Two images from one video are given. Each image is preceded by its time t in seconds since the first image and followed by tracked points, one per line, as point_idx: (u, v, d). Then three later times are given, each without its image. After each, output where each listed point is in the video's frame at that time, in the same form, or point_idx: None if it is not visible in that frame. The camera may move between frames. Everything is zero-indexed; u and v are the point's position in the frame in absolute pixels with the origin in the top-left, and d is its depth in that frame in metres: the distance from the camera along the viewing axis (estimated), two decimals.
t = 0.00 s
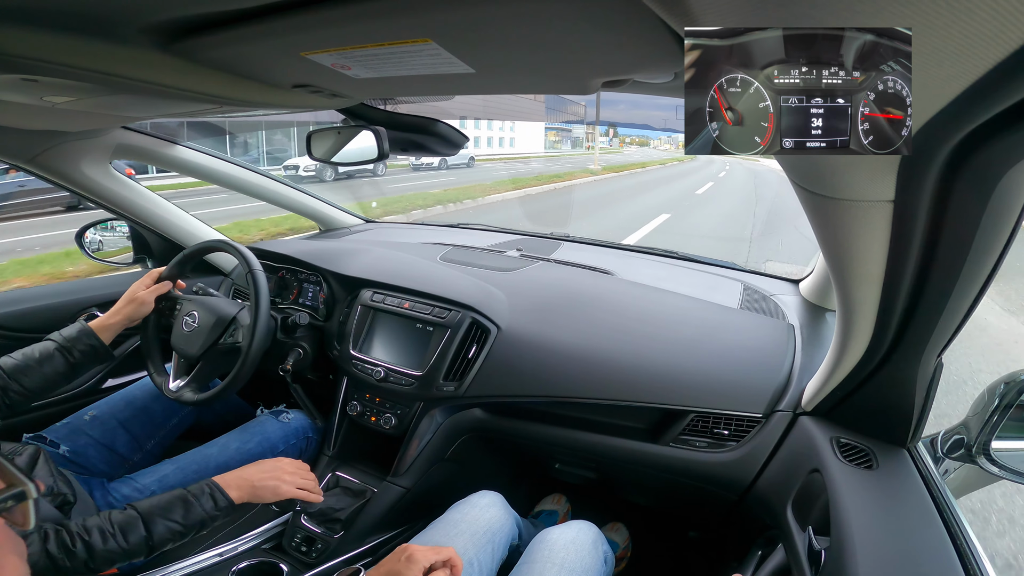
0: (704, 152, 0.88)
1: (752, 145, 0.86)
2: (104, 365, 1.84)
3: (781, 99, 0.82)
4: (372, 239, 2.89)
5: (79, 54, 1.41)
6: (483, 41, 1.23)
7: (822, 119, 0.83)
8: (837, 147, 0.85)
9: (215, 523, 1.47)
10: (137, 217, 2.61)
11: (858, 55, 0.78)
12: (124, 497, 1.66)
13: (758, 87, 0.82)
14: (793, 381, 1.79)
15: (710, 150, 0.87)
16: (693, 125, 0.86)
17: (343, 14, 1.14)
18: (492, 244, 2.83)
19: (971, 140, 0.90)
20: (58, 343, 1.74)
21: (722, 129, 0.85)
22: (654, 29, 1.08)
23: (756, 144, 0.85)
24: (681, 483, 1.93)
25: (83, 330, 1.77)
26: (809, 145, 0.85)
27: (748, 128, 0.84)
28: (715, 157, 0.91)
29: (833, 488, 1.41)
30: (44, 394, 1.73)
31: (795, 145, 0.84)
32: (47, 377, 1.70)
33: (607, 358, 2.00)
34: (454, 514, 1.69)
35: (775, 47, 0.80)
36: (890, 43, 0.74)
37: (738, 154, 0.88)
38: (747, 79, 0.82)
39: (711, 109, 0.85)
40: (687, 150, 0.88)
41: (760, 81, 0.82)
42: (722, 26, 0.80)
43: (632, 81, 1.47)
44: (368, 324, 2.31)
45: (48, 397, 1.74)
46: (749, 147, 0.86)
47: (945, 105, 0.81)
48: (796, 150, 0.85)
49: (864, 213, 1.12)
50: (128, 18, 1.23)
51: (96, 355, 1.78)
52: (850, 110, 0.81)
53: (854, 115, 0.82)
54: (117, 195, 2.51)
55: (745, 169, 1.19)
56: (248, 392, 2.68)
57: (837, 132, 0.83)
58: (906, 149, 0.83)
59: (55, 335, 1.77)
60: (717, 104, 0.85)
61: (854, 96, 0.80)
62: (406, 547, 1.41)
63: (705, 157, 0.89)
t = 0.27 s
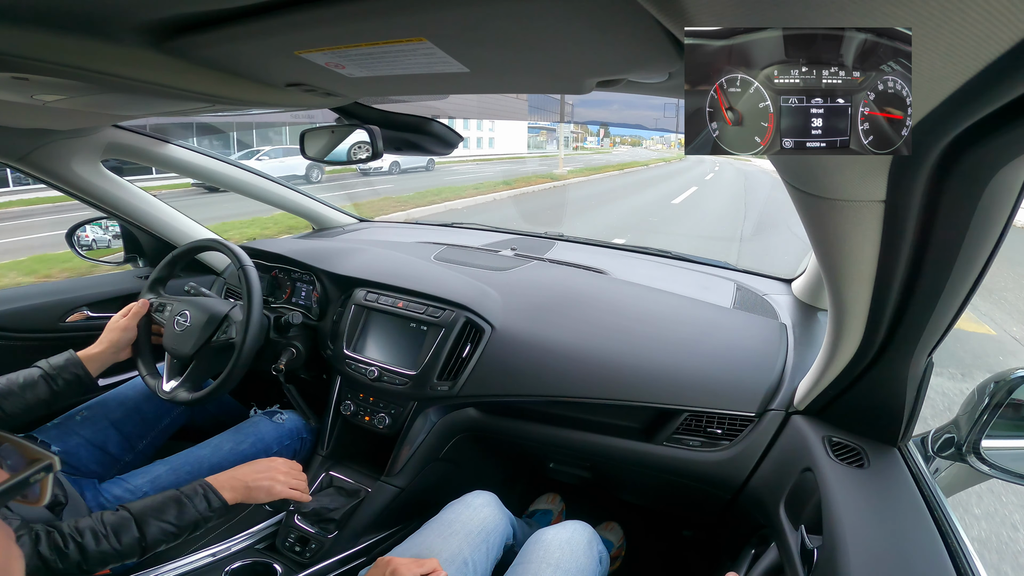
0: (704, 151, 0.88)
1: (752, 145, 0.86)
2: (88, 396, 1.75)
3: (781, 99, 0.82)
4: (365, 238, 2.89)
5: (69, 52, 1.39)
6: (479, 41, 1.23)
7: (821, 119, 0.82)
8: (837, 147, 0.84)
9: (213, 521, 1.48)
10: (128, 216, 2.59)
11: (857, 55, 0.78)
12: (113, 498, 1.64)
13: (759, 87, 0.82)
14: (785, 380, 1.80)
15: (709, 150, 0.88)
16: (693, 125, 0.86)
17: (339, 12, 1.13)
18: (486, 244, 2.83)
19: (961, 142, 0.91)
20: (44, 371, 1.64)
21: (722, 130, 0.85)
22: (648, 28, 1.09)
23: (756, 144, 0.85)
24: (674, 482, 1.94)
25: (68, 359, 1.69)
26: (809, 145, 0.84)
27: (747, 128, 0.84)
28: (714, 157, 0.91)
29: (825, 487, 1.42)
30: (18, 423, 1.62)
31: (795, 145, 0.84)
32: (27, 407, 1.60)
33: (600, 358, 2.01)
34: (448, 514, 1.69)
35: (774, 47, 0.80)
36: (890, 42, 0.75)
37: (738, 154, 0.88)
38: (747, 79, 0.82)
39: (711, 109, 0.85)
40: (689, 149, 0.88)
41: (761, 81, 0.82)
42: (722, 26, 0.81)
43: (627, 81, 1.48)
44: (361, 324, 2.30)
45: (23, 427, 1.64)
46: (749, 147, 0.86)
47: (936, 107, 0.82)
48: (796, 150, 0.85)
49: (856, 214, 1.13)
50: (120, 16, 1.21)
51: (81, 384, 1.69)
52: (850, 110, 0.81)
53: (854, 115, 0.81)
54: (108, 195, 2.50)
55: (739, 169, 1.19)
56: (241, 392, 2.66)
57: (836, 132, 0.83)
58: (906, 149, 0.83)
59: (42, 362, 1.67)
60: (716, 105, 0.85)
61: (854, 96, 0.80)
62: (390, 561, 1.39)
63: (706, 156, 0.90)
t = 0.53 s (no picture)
0: (705, 152, 0.89)
1: (752, 145, 0.87)
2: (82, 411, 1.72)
3: (781, 99, 0.83)
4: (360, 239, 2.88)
5: (60, 52, 1.38)
6: (474, 41, 1.23)
7: (822, 119, 0.83)
8: (837, 147, 0.85)
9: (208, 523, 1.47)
10: (122, 217, 2.58)
11: (857, 54, 0.78)
12: (108, 500, 1.64)
13: (759, 87, 0.83)
14: (780, 380, 1.81)
15: (710, 150, 0.89)
16: (693, 125, 0.87)
17: (332, 13, 1.13)
18: (480, 244, 2.82)
19: (953, 143, 0.92)
20: (38, 386, 1.62)
21: (721, 130, 0.86)
22: (642, 29, 1.09)
23: (756, 144, 0.86)
24: (670, 482, 1.95)
25: (63, 376, 1.67)
26: (809, 145, 0.85)
27: (747, 128, 0.85)
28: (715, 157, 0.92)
29: (819, 486, 1.43)
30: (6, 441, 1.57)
31: (795, 145, 0.85)
32: (20, 423, 1.57)
33: (595, 358, 2.01)
34: (446, 516, 1.68)
35: (775, 47, 0.80)
36: (890, 42, 0.74)
37: (738, 154, 0.89)
38: (747, 79, 0.83)
39: (711, 109, 0.86)
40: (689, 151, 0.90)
41: (761, 81, 0.83)
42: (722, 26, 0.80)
43: (621, 82, 1.48)
44: (356, 324, 2.29)
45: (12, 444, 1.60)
46: (749, 147, 0.87)
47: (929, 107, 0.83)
48: (796, 150, 0.86)
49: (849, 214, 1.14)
50: (112, 16, 1.20)
51: (75, 402, 1.67)
52: (850, 110, 0.82)
53: (854, 115, 0.82)
54: (102, 196, 2.48)
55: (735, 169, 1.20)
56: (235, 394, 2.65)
57: (837, 131, 0.84)
58: (906, 149, 0.85)
59: (36, 378, 1.65)
60: (716, 105, 0.86)
61: (854, 96, 0.81)
62: (386, 566, 1.38)
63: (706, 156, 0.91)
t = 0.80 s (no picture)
0: (705, 152, 0.87)
1: (752, 145, 0.85)
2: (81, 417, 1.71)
3: (781, 99, 0.81)
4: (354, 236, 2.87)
5: (49, 51, 1.36)
6: (468, 37, 1.22)
7: (821, 119, 0.81)
8: (837, 148, 0.83)
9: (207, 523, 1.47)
10: (114, 216, 2.56)
11: (857, 54, 0.78)
12: (106, 500, 1.64)
13: (758, 87, 0.81)
14: (775, 373, 1.82)
15: (710, 150, 0.86)
16: (693, 125, 0.84)
17: (325, 9, 1.12)
18: (476, 240, 2.82)
19: (947, 136, 0.92)
20: (36, 393, 1.62)
21: (722, 131, 0.84)
22: (637, 24, 1.08)
23: (756, 144, 0.84)
24: (667, 475, 1.96)
25: (62, 383, 1.67)
26: (809, 145, 0.83)
27: (747, 129, 0.83)
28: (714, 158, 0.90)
29: (815, 479, 1.45)
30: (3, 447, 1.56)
31: (795, 146, 0.83)
32: (18, 429, 1.56)
33: (592, 352, 2.02)
34: (446, 513, 1.69)
35: (776, 47, 0.80)
36: (889, 43, 0.75)
37: (737, 154, 0.87)
38: (747, 79, 0.81)
39: (711, 109, 0.84)
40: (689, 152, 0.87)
41: (760, 81, 0.81)
42: (722, 26, 0.80)
43: (615, 77, 1.48)
44: (352, 321, 2.29)
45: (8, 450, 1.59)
46: (749, 147, 0.85)
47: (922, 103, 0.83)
48: (796, 151, 0.84)
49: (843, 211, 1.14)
50: (101, 14, 1.19)
51: (73, 407, 1.67)
52: (850, 110, 0.80)
53: (855, 115, 0.81)
54: (94, 196, 2.46)
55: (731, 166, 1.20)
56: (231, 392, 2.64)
57: (836, 132, 0.82)
58: (906, 149, 0.83)
59: (35, 385, 1.65)
60: (716, 105, 0.83)
61: (854, 96, 0.79)
62: (387, 564, 1.39)
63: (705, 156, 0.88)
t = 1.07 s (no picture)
0: (705, 152, 0.89)
1: (752, 145, 0.86)
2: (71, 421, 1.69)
3: (781, 99, 0.82)
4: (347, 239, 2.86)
5: (37, 53, 1.35)
6: (461, 40, 1.22)
7: (822, 119, 0.82)
8: (837, 148, 0.84)
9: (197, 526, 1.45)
10: (103, 219, 2.53)
11: (857, 53, 0.77)
12: (95, 504, 1.61)
13: (758, 87, 0.82)
14: (767, 375, 1.83)
15: (710, 150, 0.88)
16: (693, 125, 0.86)
17: (317, 11, 1.11)
18: (469, 243, 2.82)
19: (932, 139, 0.94)
20: (23, 397, 1.60)
21: (722, 131, 0.85)
22: (630, 27, 1.09)
23: (756, 144, 0.86)
24: (661, 478, 1.96)
25: (50, 387, 1.65)
26: (809, 145, 0.85)
27: (747, 128, 0.85)
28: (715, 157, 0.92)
29: (808, 481, 1.45)
30: None
31: (795, 146, 0.84)
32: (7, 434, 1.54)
33: (585, 355, 2.02)
34: (440, 516, 1.68)
35: (775, 47, 0.79)
36: (890, 42, 0.74)
37: (737, 154, 0.89)
38: (747, 79, 0.82)
39: (712, 109, 0.85)
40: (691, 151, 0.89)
41: (760, 81, 0.82)
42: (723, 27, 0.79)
43: (608, 80, 1.48)
44: (345, 324, 2.28)
45: None
46: (749, 147, 0.87)
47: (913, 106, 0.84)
48: (796, 151, 0.86)
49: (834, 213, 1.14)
50: (91, 16, 1.18)
51: (61, 411, 1.65)
52: (850, 110, 0.81)
53: (854, 115, 0.81)
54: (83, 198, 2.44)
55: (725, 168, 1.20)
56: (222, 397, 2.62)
57: (837, 132, 0.83)
58: (905, 149, 0.84)
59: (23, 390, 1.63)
60: (716, 105, 0.85)
61: (854, 97, 0.80)
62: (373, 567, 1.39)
63: (705, 156, 0.90)
